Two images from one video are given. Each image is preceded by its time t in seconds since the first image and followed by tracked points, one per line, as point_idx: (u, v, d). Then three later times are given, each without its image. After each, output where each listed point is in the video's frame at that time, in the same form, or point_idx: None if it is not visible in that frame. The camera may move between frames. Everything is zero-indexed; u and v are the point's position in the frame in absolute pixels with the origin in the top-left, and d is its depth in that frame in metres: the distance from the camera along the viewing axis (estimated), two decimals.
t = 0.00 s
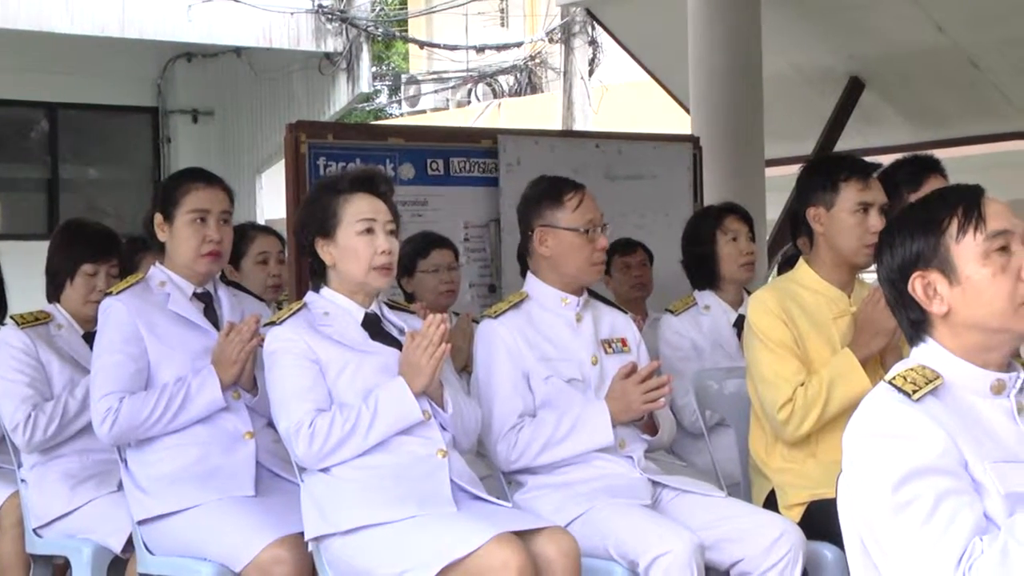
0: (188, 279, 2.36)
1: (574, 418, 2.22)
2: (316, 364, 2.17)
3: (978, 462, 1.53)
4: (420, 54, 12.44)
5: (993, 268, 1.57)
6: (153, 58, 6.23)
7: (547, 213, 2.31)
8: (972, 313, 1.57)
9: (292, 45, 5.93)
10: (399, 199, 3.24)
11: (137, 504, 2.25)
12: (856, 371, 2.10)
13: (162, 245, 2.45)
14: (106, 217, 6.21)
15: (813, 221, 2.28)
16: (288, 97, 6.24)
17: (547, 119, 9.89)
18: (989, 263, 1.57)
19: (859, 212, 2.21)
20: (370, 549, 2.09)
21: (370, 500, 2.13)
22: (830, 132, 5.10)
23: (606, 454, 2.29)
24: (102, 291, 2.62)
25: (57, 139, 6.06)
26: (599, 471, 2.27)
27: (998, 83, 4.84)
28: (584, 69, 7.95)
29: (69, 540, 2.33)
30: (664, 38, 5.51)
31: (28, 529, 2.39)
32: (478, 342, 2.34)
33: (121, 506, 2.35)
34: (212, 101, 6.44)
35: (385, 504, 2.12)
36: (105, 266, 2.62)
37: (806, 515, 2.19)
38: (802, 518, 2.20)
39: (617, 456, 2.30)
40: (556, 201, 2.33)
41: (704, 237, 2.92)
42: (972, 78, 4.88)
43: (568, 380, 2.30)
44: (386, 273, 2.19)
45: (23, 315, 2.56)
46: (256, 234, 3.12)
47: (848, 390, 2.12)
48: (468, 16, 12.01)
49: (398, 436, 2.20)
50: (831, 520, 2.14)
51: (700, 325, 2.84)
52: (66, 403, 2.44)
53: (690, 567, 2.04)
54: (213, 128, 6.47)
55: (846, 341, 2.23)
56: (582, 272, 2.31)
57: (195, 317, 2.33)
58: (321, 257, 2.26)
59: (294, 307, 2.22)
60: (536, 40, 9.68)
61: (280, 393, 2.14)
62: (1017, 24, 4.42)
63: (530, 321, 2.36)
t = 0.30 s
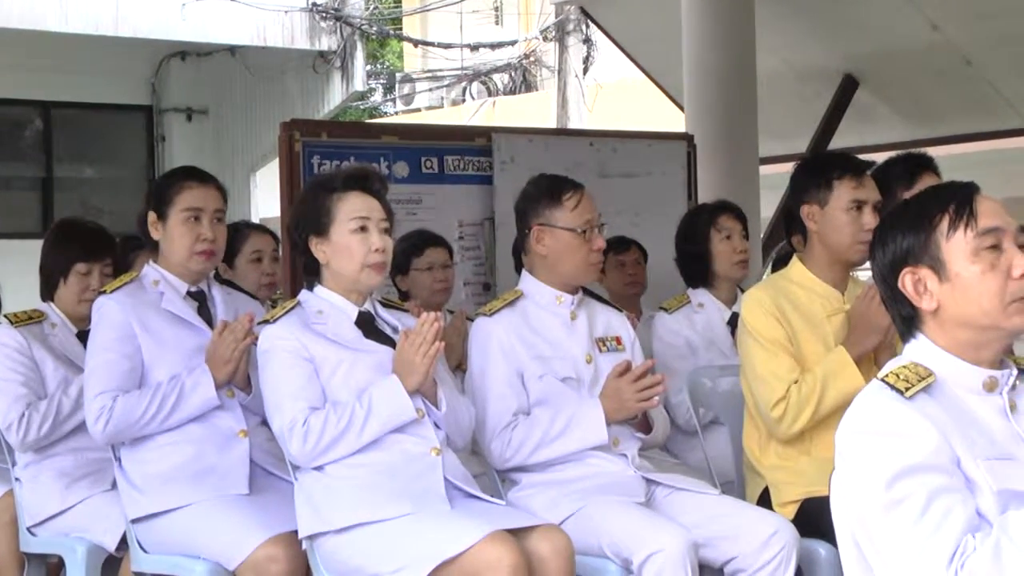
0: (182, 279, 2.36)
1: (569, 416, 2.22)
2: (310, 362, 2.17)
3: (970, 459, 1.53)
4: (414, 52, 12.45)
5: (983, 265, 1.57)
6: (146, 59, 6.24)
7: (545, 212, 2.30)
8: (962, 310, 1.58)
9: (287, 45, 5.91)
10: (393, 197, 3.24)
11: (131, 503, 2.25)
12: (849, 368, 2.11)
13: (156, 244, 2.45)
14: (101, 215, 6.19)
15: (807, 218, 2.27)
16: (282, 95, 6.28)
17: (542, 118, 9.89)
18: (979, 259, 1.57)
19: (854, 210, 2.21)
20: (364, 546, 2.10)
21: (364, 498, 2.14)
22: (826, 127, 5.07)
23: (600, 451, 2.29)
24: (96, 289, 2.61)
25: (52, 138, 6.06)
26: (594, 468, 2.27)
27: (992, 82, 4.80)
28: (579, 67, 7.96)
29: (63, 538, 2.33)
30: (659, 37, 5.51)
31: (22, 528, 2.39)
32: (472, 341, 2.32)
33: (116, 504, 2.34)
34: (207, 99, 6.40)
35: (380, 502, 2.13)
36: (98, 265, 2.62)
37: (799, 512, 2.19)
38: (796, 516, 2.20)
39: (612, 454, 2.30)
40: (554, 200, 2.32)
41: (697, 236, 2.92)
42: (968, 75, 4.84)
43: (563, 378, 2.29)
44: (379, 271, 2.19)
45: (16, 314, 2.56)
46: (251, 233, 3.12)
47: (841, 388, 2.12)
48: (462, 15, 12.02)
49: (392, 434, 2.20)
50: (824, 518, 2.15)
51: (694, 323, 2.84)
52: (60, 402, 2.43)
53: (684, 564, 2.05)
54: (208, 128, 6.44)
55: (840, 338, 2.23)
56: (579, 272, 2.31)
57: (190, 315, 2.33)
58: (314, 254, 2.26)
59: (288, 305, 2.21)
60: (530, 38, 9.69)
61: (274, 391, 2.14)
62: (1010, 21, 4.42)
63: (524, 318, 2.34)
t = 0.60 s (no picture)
0: (180, 274, 2.40)
1: (560, 408, 2.26)
2: (306, 356, 2.21)
3: (952, 450, 1.58)
4: (410, 51, 12.50)
5: (966, 259, 1.60)
6: (145, 58, 6.27)
7: (533, 206, 2.32)
8: (945, 303, 1.62)
9: (284, 45, 5.97)
10: (388, 194, 3.28)
11: (131, 494, 2.29)
12: (835, 362, 2.15)
13: (155, 240, 2.49)
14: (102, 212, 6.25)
15: (794, 215, 2.31)
16: (280, 92, 6.31)
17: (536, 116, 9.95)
18: (963, 254, 1.61)
19: (839, 206, 2.25)
20: (360, 537, 2.15)
21: (359, 489, 2.18)
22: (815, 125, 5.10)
23: (591, 443, 2.33)
24: (96, 285, 2.66)
25: (54, 136, 6.11)
26: (585, 460, 2.31)
27: (979, 79, 4.84)
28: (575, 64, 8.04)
29: (64, 529, 2.38)
30: (653, 36, 5.54)
31: (24, 519, 2.44)
32: (465, 336, 2.36)
33: (116, 496, 2.39)
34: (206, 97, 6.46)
35: (375, 494, 2.17)
36: (98, 261, 2.66)
37: (786, 503, 2.23)
38: (782, 507, 2.24)
39: (602, 446, 2.34)
40: (543, 195, 2.34)
41: (688, 231, 2.96)
42: (953, 72, 4.88)
43: (554, 371, 2.33)
44: (374, 267, 2.24)
45: (17, 308, 2.60)
46: (248, 228, 3.16)
47: (828, 382, 2.16)
48: (457, 14, 12.07)
49: (387, 426, 2.24)
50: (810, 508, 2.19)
51: (684, 317, 2.88)
52: (60, 395, 2.48)
53: (672, 554, 2.10)
54: (207, 126, 6.48)
55: (826, 333, 2.27)
56: (568, 266, 2.34)
57: (188, 309, 2.37)
58: (310, 250, 2.30)
59: (284, 300, 2.25)
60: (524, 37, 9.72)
61: (270, 384, 2.18)
62: (998, 21, 4.45)
63: (516, 313, 2.38)
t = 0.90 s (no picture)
0: (181, 270, 2.50)
1: (545, 399, 2.36)
2: (301, 349, 2.31)
3: (917, 438, 1.70)
4: (403, 57, 12.64)
5: (929, 255, 1.72)
6: (149, 63, 6.38)
7: (516, 204, 2.42)
8: (911, 297, 1.74)
9: (282, 50, 6.11)
10: (382, 195, 3.38)
11: (133, 482, 2.40)
12: (809, 355, 2.25)
13: (156, 237, 2.59)
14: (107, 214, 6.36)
15: (768, 214, 2.41)
16: (278, 96, 6.42)
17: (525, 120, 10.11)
18: (926, 250, 1.72)
19: (811, 204, 2.35)
20: (353, 522, 2.25)
21: (353, 476, 2.28)
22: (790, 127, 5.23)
23: (574, 432, 2.43)
24: (101, 281, 2.76)
25: (61, 140, 6.21)
26: (568, 449, 2.40)
27: (949, 84, 5.02)
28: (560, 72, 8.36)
29: (70, 515, 2.48)
30: (640, 44, 5.63)
31: (31, 506, 2.55)
32: (454, 329, 2.46)
33: (119, 484, 2.49)
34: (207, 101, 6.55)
35: (367, 481, 2.27)
36: (103, 258, 2.77)
37: (762, 489, 2.34)
38: (758, 492, 2.35)
39: (585, 435, 2.44)
40: (525, 193, 2.44)
41: (666, 230, 3.03)
42: (921, 78, 5.05)
43: (539, 364, 2.43)
44: (367, 264, 2.33)
45: (25, 304, 2.70)
46: (245, 227, 3.26)
47: (802, 373, 2.26)
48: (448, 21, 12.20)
49: (379, 417, 2.35)
50: (783, 495, 2.30)
51: (665, 311, 2.98)
52: (66, 387, 2.58)
53: (653, 539, 2.20)
54: (208, 129, 6.60)
55: (800, 326, 2.37)
56: (550, 262, 2.43)
57: (188, 305, 2.47)
58: (306, 249, 2.39)
59: (281, 296, 2.35)
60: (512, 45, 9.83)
61: (268, 376, 2.28)
62: (976, 32, 4.56)
63: (503, 309, 2.48)
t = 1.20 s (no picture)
0: (172, 268, 2.61)
1: (521, 391, 2.46)
2: (288, 343, 2.42)
3: (874, 427, 1.82)
4: (388, 64, 12.78)
5: (886, 252, 1.86)
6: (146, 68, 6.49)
7: (493, 204, 2.52)
8: (867, 292, 1.87)
9: (271, 58, 6.19)
10: (367, 196, 3.50)
11: (128, 471, 2.50)
12: (773, 348, 2.35)
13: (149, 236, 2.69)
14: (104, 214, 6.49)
15: (735, 213, 2.52)
16: (268, 103, 6.53)
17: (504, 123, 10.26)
18: (883, 248, 1.86)
19: (774, 203, 2.45)
20: (338, 509, 2.35)
21: (338, 464, 2.39)
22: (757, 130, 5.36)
23: (550, 423, 2.53)
24: (96, 279, 2.88)
25: (60, 144, 6.32)
26: (545, 438, 2.51)
27: (912, 88, 5.17)
28: (537, 75, 8.62)
29: (67, 503, 2.59)
30: (618, 53, 5.74)
31: (30, 494, 2.66)
32: (436, 324, 2.56)
33: (114, 473, 2.59)
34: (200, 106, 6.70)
35: (351, 469, 2.38)
36: (98, 257, 2.88)
37: (728, 475, 2.45)
38: (725, 479, 2.46)
39: (560, 425, 2.54)
40: (501, 193, 2.54)
41: (637, 229, 3.15)
42: (881, 82, 5.21)
43: (516, 357, 2.54)
44: (350, 262, 2.44)
45: (23, 301, 2.81)
46: (235, 227, 3.37)
47: (766, 365, 2.37)
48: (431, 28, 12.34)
49: (362, 408, 2.45)
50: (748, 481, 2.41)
51: (637, 307, 3.05)
52: (64, 380, 2.68)
53: (624, 525, 2.31)
54: (201, 133, 6.73)
55: (764, 320, 2.49)
56: (524, 258, 2.54)
57: (180, 301, 2.58)
58: (291, 247, 2.50)
59: (268, 292, 2.46)
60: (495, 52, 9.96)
61: (255, 370, 2.39)
62: (946, 40, 4.69)
63: (481, 303, 2.58)
